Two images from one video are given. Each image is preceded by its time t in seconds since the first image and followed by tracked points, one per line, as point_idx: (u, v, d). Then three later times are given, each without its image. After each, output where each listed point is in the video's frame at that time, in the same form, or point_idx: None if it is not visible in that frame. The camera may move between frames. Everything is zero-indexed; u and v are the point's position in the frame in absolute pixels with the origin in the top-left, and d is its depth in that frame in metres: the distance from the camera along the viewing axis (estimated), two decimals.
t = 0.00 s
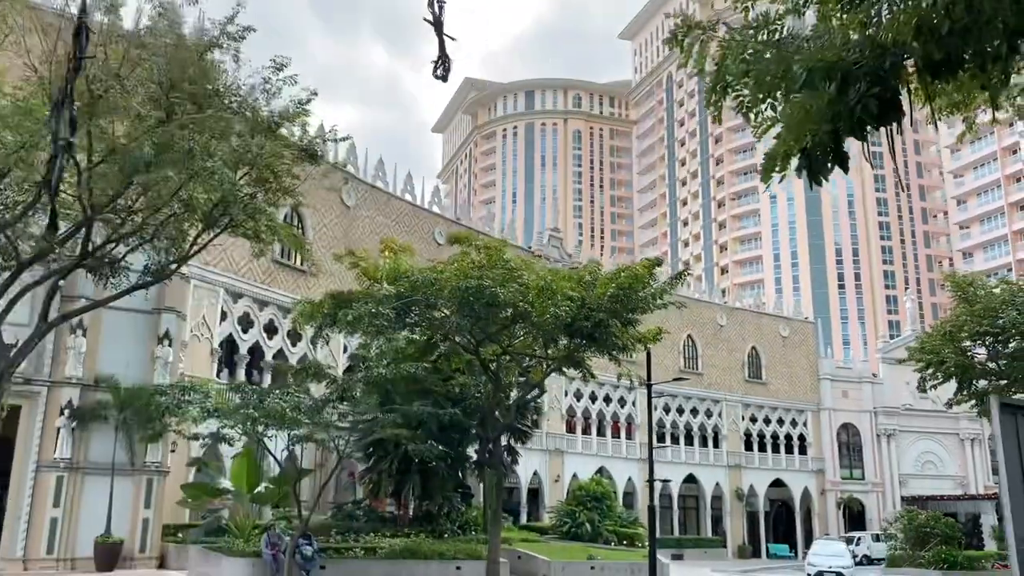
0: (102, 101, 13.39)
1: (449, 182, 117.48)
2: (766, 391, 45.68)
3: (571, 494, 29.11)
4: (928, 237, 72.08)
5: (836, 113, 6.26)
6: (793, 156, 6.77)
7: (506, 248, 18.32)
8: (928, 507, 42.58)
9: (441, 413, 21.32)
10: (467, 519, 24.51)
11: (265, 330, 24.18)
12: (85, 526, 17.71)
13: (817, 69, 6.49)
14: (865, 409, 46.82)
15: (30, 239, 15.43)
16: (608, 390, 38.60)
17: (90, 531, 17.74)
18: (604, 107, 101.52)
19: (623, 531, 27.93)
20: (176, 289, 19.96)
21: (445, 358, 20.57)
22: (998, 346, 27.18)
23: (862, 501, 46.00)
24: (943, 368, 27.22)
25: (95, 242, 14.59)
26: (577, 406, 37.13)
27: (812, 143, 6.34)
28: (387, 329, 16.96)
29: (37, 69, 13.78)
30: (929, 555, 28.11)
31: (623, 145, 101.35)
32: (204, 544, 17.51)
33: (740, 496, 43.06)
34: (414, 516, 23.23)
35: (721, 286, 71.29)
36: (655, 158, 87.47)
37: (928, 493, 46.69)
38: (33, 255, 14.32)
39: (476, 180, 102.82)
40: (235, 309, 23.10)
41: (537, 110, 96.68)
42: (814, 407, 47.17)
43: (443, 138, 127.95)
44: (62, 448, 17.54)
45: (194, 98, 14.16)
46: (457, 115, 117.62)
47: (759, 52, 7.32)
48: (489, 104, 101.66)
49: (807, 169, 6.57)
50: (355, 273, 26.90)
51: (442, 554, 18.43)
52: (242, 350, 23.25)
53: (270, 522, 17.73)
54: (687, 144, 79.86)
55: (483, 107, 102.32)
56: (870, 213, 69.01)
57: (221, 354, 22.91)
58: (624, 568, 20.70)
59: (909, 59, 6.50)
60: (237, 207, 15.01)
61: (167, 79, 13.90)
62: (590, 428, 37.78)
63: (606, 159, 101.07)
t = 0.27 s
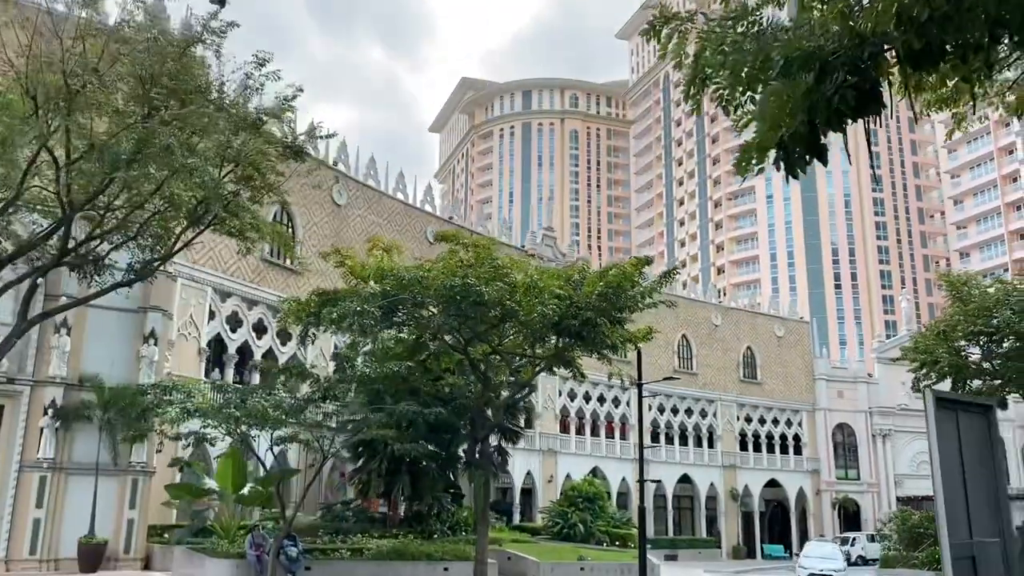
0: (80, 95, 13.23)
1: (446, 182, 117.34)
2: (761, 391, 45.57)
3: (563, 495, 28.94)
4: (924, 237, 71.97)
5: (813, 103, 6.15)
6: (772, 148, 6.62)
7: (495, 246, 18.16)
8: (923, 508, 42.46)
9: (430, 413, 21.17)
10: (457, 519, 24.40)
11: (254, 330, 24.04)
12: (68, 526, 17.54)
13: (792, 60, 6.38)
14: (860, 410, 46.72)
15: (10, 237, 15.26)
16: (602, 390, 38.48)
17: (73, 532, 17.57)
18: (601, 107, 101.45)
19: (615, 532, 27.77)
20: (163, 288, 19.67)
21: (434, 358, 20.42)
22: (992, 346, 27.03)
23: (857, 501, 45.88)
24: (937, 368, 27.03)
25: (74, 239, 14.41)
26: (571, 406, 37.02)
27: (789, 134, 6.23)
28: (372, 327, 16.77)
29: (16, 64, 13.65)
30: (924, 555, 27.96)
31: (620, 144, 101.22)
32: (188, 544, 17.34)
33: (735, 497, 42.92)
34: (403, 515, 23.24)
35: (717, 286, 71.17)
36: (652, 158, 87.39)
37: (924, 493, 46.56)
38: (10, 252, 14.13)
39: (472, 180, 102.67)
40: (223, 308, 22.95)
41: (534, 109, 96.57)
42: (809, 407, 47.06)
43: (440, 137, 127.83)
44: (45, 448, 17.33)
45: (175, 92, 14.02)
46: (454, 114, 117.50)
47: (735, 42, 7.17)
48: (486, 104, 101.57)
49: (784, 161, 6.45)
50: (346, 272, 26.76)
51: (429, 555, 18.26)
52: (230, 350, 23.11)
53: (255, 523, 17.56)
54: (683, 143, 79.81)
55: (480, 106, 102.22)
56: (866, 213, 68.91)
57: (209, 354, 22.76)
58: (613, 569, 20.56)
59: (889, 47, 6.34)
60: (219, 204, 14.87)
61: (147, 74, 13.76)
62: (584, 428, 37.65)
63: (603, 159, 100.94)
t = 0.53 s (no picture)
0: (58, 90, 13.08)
1: (444, 182, 117.28)
2: (756, 390, 45.48)
3: (556, 494, 28.80)
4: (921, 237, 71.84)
5: (788, 91, 6.05)
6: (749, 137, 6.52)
7: (484, 243, 18.00)
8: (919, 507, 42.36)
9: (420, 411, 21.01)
10: (447, 517, 24.29)
11: (244, 327, 23.91)
12: (52, 525, 17.38)
13: (769, 46, 6.26)
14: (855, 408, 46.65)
15: None
16: (596, 389, 38.39)
17: (57, 531, 17.41)
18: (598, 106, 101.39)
19: (608, 531, 27.66)
20: (151, 284, 19.42)
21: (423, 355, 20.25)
22: (987, 344, 26.86)
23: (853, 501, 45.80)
24: (932, 367, 26.56)
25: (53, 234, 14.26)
26: (565, 405, 36.88)
27: (764, 122, 6.17)
28: (358, 324, 16.63)
29: None
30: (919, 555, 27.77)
31: (617, 144, 101.05)
32: (174, 543, 17.18)
33: (730, 496, 42.83)
34: (393, 515, 23.11)
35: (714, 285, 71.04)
36: (649, 157, 87.33)
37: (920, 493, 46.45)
38: None
39: (470, 179, 102.56)
40: (212, 305, 22.83)
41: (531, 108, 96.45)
42: (805, 406, 46.97)
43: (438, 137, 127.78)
44: (29, 446, 17.16)
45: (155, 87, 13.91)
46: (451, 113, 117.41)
47: (711, 29, 7.06)
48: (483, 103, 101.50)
49: (761, 150, 6.36)
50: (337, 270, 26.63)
51: (417, 554, 18.12)
52: (219, 347, 22.97)
53: (242, 522, 17.38)
54: (680, 143, 79.75)
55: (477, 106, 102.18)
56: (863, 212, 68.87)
57: (198, 351, 22.63)
58: (605, 569, 20.42)
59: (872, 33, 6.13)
60: (202, 199, 14.72)
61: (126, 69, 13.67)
62: (578, 427, 37.59)
63: (600, 158, 100.77)
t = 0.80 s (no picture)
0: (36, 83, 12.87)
1: (441, 181, 117.17)
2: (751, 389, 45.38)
3: (549, 493, 28.64)
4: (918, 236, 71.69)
5: (765, 79, 5.87)
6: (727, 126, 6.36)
7: (473, 239, 17.85)
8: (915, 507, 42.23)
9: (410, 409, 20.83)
10: (439, 517, 24.14)
11: (234, 326, 23.76)
12: (36, 524, 17.19)
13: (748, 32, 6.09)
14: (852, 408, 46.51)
15: None
16: (590, 388, 38.27)
17: (41, 531, 17.22)
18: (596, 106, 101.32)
19: (601, 531, 27.53)
20: (136, 280, 19.30)
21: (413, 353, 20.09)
22: (982, 342, 26.69)
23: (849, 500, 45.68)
24: (927, 365, 26.78)
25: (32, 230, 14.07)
26: (559, 404, 36.78)
27: (741, 112, 6.03)
28: (345, 321, 16.46)
29: None
30: (914, 555, 27.61)
31: (614, 143, 100.90)
32: (159, 543, 17.01)
33: (726, 496, 42.69)
34: (384, 514, 23.00)
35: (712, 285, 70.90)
36: (647, 157, 87.29)
37: (916, 493, 46.31)
38: None
39: (467, 178, 102.45)
40: (201, 303, 22.68)
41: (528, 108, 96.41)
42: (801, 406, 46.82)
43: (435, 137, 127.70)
44: (13, 445, 16.96)
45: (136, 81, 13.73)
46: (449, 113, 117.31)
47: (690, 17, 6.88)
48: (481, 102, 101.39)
49: (740, 140, 6.20)
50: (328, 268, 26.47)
51: (405, 554, 17.95)
52: (209, 346, 22.82)
53: (228, 522, 17.22)
54: (677, 142, 79.71)
55: (474, 105, 102.08)
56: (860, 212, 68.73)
57: (187, 350, 22.47)
58: (596, 569, 20.26)
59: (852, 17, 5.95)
60: (185, 195, 14.55)
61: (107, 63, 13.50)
62: (572, 426, 37.47)
63: (598, 157, 100.63)
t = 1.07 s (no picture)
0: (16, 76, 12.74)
1: (439, 181, 117.02)
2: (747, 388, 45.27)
3: (542, 492, 28.48)
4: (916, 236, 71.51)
5: (744, 62, 5.64)
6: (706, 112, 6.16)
7: (462, 236, 17.68)
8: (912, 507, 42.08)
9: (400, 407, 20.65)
10: (430, 517, 23.99)
11: (224, 324, 23.59)
12: (20, 523, 17.00)
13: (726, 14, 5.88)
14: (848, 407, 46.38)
15: None
16: (585, 387, 38.15)
17: (26, 529, 17.03)
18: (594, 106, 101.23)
19: (594, 530, 27.38)
20: (122, 277, 19.10)
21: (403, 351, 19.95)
22: (977, 341, 26.51)
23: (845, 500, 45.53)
24: (921, 364, 26.62)
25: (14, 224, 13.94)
26: (553, 403, 36.63)
27: (721, 96, 5.84)
28: (331, 318, 16.26)
29: None
30: (908, 555, 27.45)
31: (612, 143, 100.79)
32: (145, 542, 16.83)
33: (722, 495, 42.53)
34: (375, 514, 22.86)
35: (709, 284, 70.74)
36: (645, 156, 87.19)
37: (913, 493, 46.16)
38: None
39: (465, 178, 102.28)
40: (190, 301, 22.52)
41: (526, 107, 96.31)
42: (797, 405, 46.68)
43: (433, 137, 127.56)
44: None
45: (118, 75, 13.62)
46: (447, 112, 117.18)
47: None
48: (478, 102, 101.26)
49: (718, 126, 5.99)
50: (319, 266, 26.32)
51: (393, 554, 17.77)
52: (198, 344, 22.65)
53: (214, 520, 17.05)
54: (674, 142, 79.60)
55: (472, 105, 101.94)
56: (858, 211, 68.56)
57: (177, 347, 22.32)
58: (588, 568, 20.09)
59: None
60: (168, 189, 14.42)
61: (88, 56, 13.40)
62: (567, 425, 37.35)
63: (596, 157, 100.49)
